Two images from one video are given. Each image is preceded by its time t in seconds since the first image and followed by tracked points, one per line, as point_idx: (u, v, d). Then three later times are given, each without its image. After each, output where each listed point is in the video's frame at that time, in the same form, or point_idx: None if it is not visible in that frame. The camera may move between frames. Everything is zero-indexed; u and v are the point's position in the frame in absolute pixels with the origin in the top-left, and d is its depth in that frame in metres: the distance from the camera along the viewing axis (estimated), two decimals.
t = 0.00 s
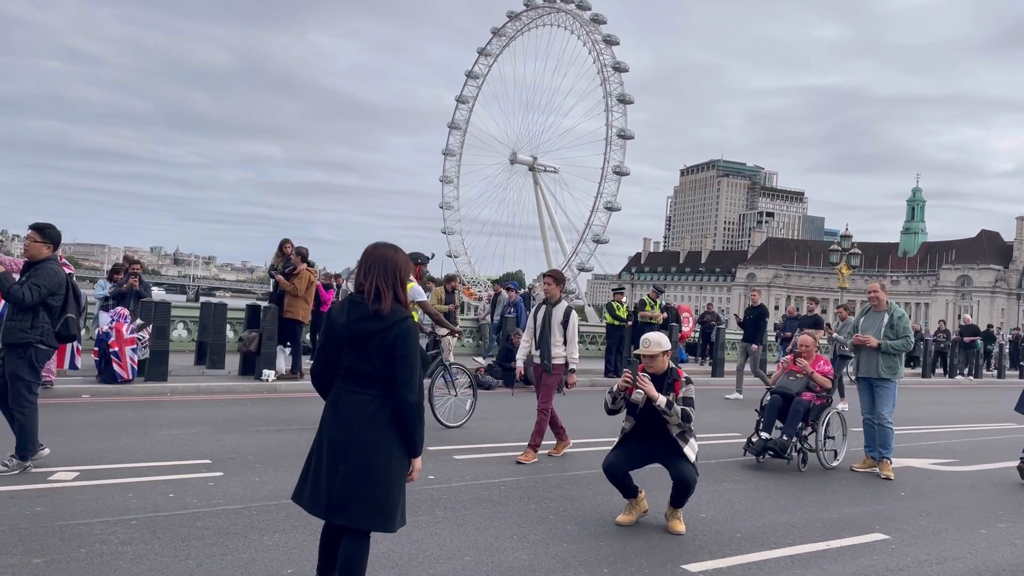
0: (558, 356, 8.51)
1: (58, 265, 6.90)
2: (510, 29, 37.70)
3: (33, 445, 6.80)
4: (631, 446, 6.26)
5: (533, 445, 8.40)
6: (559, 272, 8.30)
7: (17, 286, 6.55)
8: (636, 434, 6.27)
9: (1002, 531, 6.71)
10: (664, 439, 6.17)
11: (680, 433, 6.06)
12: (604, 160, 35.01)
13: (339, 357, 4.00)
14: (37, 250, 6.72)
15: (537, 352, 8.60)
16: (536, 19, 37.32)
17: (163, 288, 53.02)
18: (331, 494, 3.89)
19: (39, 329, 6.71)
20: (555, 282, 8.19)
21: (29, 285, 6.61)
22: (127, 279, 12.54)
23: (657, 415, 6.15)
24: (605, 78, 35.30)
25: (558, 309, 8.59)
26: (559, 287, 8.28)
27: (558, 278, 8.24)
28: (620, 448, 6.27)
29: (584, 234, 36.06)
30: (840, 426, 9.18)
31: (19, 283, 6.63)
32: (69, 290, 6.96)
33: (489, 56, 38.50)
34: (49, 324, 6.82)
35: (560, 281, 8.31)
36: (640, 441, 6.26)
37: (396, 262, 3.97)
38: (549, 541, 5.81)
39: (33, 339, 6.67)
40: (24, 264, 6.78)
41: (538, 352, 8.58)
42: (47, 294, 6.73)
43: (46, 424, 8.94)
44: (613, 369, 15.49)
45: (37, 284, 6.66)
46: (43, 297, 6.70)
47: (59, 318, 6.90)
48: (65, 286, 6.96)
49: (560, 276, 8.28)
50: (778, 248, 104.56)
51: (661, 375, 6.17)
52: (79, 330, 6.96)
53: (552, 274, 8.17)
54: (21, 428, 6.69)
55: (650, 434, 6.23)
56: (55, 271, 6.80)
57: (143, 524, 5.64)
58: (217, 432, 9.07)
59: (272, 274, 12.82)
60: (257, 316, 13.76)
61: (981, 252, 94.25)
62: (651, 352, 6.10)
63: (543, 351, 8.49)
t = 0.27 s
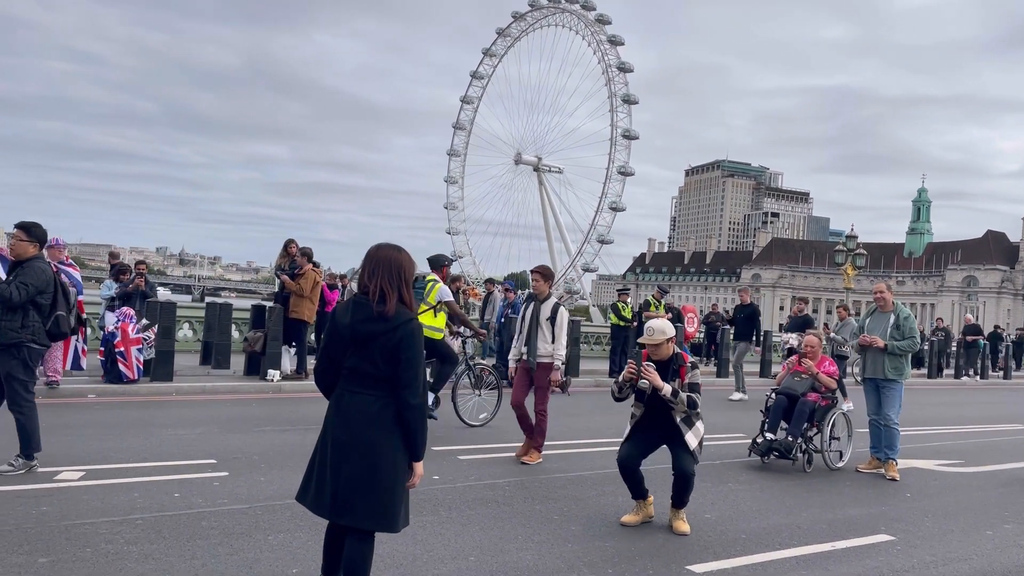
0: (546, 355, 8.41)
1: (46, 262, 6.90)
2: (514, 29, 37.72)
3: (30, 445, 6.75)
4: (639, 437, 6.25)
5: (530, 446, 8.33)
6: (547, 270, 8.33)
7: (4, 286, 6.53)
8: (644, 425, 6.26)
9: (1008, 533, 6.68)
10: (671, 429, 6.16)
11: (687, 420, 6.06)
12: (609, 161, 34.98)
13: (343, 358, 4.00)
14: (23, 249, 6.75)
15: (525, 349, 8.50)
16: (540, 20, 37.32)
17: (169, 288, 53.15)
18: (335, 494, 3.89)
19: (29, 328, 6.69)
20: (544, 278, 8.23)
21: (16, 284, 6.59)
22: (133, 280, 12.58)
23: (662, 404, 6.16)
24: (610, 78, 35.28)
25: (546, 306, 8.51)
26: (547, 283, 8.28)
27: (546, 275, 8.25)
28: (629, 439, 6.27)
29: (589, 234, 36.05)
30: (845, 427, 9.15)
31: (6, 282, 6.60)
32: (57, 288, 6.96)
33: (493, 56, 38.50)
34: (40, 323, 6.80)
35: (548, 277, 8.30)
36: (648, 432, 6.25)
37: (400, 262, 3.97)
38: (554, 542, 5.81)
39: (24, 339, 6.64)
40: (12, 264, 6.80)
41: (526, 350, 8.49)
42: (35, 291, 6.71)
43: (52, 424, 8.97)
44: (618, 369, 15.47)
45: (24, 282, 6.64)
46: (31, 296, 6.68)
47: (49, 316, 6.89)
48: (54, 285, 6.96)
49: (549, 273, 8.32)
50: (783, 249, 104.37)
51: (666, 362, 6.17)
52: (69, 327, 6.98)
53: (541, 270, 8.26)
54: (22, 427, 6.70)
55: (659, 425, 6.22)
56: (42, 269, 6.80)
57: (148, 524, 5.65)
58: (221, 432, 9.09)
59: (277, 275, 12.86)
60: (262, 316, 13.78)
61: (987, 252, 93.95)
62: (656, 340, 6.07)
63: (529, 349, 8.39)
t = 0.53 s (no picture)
0: (532, 358, 8.19)
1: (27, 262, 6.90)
2: (519, 30, 37.73)
3: (30, 441, 6.79)
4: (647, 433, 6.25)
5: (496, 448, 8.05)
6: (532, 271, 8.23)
7: None
8: (653, 422, 6.24)
9: (1014, 534, 6.66)
10: (678, 425, 6.14)
11: (695, 413, 6.08)
12: (613, 162, 34.99)
13: (346, 358, 4.01)
14: (6, 248, 6.74)
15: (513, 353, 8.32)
16: (545, 21, 37.33)
17: (174, 288, 53.30)
18: (338, 495, 3.90)
19: (11, 328, 6.69)
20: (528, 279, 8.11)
21: None
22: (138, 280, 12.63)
23: (668, 398, 6.17)
24: (614, 79, 35.28)
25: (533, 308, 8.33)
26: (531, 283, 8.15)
27: (530, 276, 8.13)
28: (638, 434, 6.27)
29: (594, 235, 36.05)
30: (851, 428, 9.13)
31: None
32: (39, 288, 6.97)
33: (498, 57, 38.52)
34: (21, 323, 6.81)
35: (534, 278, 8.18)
36: (656, 429, 6.24)
37: (403, 262, 3.98)
38: (558, 542, 5.81)
39: (6, 339, 6.65)
40: None
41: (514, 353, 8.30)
42: (17, 291, 6.72)
43: (58, 423, 9.00)
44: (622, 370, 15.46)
45: (7, 282, 6.65)
46: (12, 296, 6.70)
47: (30, 317, 6.90)
48: (35, 284, 6.96)
49: (535, 274, 8.22)
50: (788, 250, 104.22)
51: (672, 355, 6.17)
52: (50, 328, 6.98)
53: (525, 271, 8.15)
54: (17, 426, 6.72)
55: (668, 421, 6.20)
56: (24, 270, 6.79)
57: (154, 524, 5.67)
58: (227, 432, 9.11)
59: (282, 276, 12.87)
60: (267, 317, 13.80)
61: (993, 253, 93.67)
62: (661, 335, 6.08)
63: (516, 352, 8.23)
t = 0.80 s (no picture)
0: (517, 357, 8.13)
1: (8, 262, 7.27)
2: (524, 30, 37.77)
3: (9, 431, 6.50)
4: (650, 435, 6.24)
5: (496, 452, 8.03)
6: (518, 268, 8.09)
7: None
8: (656, 423, 6.23)
9: (1020, 537, 6.64)
10: (682, 427, 6.13)
11: (699, 414, 6.08)
12: (618, 163, 35.00)
13: (350, 359, 4.01)
14: None
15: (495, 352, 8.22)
16: (550, 22, 37.35)
17: (180, 289, 53.43)
18: (342, 495, 3.90)
19: None
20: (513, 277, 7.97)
21: None
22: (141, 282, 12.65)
23: (673, 400, 6.17)
24: (619, 80, 35.29)
25: (518, 306, 8.22)
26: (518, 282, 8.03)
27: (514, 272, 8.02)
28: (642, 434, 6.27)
29: (598, 236, 36.07)
30: (856, 429, 9.12)
31: None
32: (19, 287, 7.30)
33: (503, 58, 38.54)
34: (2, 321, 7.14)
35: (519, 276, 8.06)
36: (660, 430, 6.23)
37: (407, 264, 3.98)
38: (562, 543, 5.81)
39: None
40: None
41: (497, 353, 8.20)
42: None
43: (64, 424, 9.05)
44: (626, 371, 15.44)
45: None
46: None
47: (12, 315, 7.23)
48: (16, 283, 7.30)
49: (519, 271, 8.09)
50: (793, 251, 104.06)
51: (677, 357, 6.15)
52: (29, 325, 7.29)
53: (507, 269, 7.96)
54: None
55: (671, 422, 6.19)
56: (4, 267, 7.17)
57: (159, 524, 5.68)
58: (231, 432, 9.13)
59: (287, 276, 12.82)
60: (272, 317, 13.82)
61: (999, 254, 93.39)
62: (665, 336, 6.07)
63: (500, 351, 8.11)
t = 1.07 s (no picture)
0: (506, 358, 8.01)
1: None
2: (528, 31, 37.79)
3: None
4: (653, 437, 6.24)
5: (480, 456, 7.69)
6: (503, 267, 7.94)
7: None
8: (660, 425, 6.23)
9: None
10: (685, 429, 6.12)
11: (702, 417, 6.06)
12: (622, 163, 34.98)
13: (354, 360, 4.02)
14: None
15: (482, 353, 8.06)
16: (554, 22, 37.34)
17: (185, 289, 53.52)
18: (345, 496, 3.90)
19: None
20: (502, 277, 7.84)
21: None
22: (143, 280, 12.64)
23: (676, 403, 6.16)
24: (623, 81, 35.28)
25: (505, 305, 8.07)
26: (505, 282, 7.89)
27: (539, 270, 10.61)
28: (645, 437, 6.27)
29: (602, 236, 36.06)
30: (861, 430, 9.10)
31: None
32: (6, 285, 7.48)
33: (507, 59, 38.55)
34: None
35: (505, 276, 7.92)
36: (664, 432, 6.22)
37: (412, 266, 3.99)
38: (567, 544, 5.80)
39: None
40: None
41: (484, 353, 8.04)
42: None
43: (69, 423, 9.07)
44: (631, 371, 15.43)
45: None
46: None
47: None
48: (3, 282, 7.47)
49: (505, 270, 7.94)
50: (797, 251, 103.90)
51: (681, 360, 6.15)
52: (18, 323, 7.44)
53: (493, 269, 7.84)
54: None
55: (675, 424, 6.18)
56: None
57: (163, 524, 5.69)
58: (235, 433, 9.14)
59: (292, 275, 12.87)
60: (276, 317, 13.84)
61: (1004, 255, 93.14)
62: (669, 339, 6.07)
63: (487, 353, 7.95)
